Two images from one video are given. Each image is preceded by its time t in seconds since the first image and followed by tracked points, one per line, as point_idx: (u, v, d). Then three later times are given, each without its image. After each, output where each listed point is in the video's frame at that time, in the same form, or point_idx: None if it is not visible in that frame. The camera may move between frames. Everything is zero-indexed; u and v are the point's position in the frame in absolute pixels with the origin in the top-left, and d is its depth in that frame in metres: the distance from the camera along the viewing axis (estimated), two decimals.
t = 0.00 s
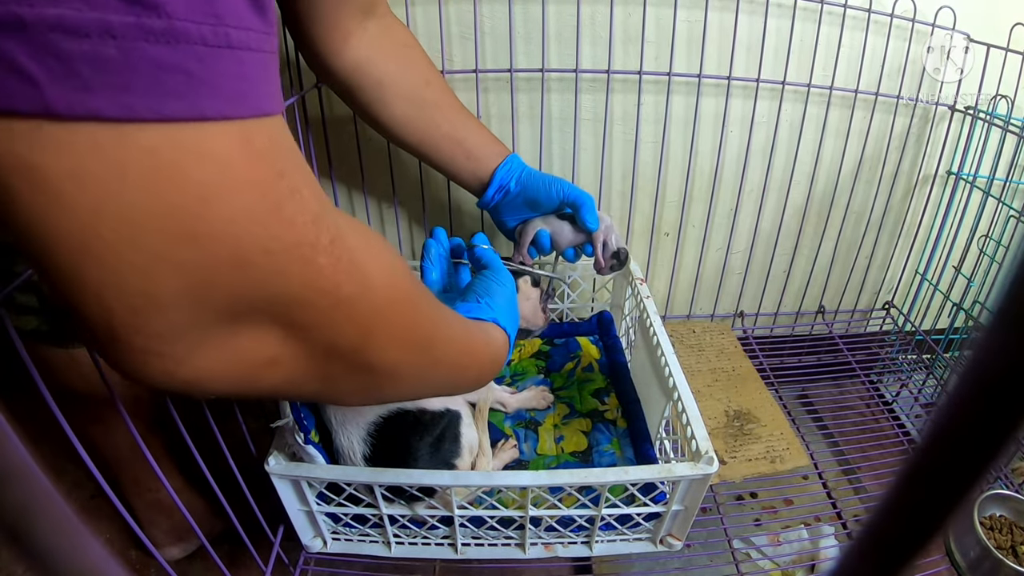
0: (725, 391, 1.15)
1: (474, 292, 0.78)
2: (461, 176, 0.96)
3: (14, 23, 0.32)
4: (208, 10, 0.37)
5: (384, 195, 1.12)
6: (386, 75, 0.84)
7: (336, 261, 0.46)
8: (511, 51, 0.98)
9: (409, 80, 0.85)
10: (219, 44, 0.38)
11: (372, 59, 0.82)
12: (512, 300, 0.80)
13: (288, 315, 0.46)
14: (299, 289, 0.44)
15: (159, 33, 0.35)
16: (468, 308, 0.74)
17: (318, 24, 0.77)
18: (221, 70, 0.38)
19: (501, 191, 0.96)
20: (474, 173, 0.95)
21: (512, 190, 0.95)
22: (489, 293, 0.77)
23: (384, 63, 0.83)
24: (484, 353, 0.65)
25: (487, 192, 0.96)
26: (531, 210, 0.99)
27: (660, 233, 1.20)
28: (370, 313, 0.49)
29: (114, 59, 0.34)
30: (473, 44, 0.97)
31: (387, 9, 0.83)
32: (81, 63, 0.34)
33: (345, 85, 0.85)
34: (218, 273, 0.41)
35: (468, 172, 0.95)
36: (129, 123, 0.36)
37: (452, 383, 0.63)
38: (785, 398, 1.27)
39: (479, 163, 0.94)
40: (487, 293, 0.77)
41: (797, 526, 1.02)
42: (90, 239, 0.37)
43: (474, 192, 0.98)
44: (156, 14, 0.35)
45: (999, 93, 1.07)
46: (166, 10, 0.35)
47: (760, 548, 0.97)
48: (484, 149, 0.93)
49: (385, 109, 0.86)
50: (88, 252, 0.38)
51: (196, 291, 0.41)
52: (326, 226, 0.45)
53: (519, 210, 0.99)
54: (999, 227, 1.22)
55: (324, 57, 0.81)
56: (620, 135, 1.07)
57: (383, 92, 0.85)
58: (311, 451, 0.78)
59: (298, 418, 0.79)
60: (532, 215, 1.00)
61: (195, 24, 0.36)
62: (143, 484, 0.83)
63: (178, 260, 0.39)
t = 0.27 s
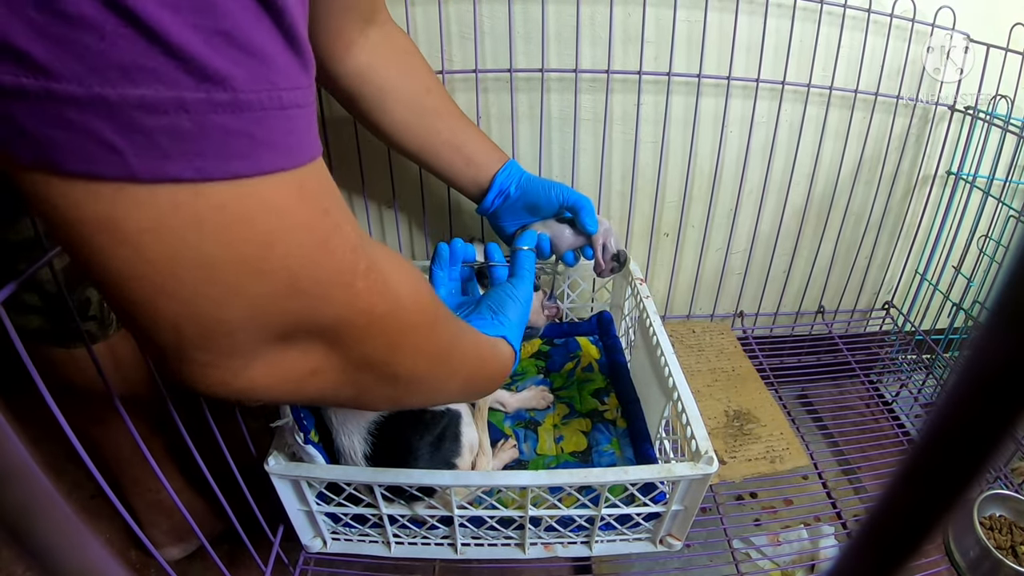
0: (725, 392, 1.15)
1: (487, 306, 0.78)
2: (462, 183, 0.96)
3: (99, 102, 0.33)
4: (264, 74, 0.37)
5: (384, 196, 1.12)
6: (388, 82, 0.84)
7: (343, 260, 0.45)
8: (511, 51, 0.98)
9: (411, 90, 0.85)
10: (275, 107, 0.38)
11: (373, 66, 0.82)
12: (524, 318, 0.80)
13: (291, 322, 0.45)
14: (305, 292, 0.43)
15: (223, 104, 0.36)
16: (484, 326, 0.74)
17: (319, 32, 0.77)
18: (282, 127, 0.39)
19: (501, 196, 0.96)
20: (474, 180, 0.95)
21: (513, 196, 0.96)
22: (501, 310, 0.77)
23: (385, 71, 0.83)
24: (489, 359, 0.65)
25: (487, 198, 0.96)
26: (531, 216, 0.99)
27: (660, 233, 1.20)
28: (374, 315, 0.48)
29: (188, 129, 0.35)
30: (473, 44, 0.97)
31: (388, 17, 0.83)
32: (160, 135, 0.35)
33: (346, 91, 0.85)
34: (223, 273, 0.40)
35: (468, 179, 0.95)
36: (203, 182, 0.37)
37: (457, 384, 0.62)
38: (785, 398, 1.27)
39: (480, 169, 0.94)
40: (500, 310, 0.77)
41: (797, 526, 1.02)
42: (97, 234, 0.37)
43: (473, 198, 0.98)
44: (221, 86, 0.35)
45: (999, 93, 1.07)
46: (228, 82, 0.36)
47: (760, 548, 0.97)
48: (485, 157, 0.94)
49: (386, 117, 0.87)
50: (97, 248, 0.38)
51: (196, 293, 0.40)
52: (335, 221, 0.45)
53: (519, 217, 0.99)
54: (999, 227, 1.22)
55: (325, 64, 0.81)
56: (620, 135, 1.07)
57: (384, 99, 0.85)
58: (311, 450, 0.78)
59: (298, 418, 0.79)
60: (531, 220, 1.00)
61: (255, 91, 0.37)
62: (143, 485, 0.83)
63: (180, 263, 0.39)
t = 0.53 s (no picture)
0: (725, 392, 1.15)
1: (488, 313, 0.78)
2: (460, 186, 0.96)
3: (134, 138, 0.34)
4: (283, 107, 0.38)
5: (384, 197, 1.11)
6: (385, 86, 0.84)
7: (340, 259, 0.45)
8: (510, 51, 0.98)
9: (409, 95, 0.85)
10: (292, 136, 0.39)
11: (372, 70, 0.82)
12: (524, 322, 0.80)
13: (289, 324, 0.45)
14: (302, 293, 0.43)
15: (246, 136, 0.37)
16: (483, 331, 0.74)
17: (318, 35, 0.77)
18: (300, 154, 0.40)
19: (500, 200, 0.96)
20: (472, 184, 0.95)
21: (512, 199, 0.96)
22: (500, 317, 0.77)
23: (383, 75, 0.83)
24: (488, 362, 0.66)
25: (485, 203, 0.96)
26: (529, 218, 0.99)
27: (660, 233, 1.20)
28: (373, 316, 0.48)
29: (215, 161, 0.36)
30: (472, 44, 0.97)
31: (387, 22, 0.83)
32: (190, 166, 0.36)
33: (344, 95, 0.85)
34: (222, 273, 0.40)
35: (466, 182, 0.95)
36: (228, 208, 0.38)
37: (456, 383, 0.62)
38: (785, 398, 1.27)
39: (479, 172, 0.94)
40: (499, 316, 0.77)
41: (797, 526, 1.02)
42: (102, 233, 0.38)
43: (472, 202, 0.98)
44: (245, 121, 0.36)
45: (999, 93, 1.07)
46: (251, 117, 0.37)
47: (760, 548, 0.97)
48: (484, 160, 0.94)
49: (385, 121, 0.87)
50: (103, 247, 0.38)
51: (196, 294, 0.40)
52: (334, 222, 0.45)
53: (518, 220, 1.00)
54: (999, 227, 1.22)
55: (324, 69, 0.81)
56: (620, 135, 1.07)
57: (383, 103, 0.85)
58: (311, 450, 0.78)
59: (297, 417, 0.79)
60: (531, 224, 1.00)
61: (275, 123, 0.38)
62: (144, 484, 0.83)
63: (181, 264, 0.39)
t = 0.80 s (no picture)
0: (724, 391, 1.15)
1: (489, 317, 0.78)
2: (460, 188, 0.96)
3: (153, 160, 0.34)
4: (294, 125, 0.38)
5: (384, 197, 1.11)
6: (384, 89, 0.84)
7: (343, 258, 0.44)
8: (511, 51, 0.98)
9: (408, 98, 0.86)
10: (302, 152, 0.39)
11: (371, 72, 0.82)
12: (527, 325, 0.80)
13: (287, 326, 0.44)
14: (300, 297, 0.42)
15: (257, 153, 0.36)
16: (484, 334, 0.74)
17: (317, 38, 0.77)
18: (311, 170, 0.40)
19: (498, 203, 0.96)
20: (471, 186, 0.95)
21: (512, 202, 0.96)
22: (501, 321, 0.77)
23: (382, 78, 0.83)
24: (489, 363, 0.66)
25: (484, 207, 0.96)
26: (529, 221, 1.00)
27: (660, 232, 1.20)
28: (381, 320, 0.48)
29: (230, 179, 0.36)
30: (472, 44, 0.97)
31: (385, 25, 0.83)
32: (207, 185, 0.36)
33: (343, 98, 0.85)
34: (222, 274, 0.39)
35: (465, 184, 0.95)
36: (242, 222, 0.38)
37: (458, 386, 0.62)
38: (785, 398, 1.28)
39: (478, 173, 0.94)
40: (500, 320, 0.77)
41: (797, 526, 1.02)
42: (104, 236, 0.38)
43: (472, 205, 0.98)
44: (258, 140, 0.36)
45: (999, 93, 1.07)
46: (262, 136, 0.37)
47: (760, 548, 0.97)
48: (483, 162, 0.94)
49: (384, 124, 0.86)
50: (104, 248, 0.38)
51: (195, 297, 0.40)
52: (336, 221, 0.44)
53: (517, 223, 1.00)
54: (999, 227, 1.22)
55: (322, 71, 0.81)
56: (620, 135, 1.07)
57: (382, 106, 0.85)
58: (311, 450, 0.78)
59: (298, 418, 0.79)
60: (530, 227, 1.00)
61: (287, 141, 0.38)
62: (144, 484, 0.83)
63: (181, 264, 0.38)
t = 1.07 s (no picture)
0: (725, 391, 1.15)
1: (489, 325, 0.78)
2: (459, 194, 0.96)
3: (151, 177, 0.34)
4: (291, 140, 0.38)
5: (384, 199, 1.10)
6: (382, 93, 0.84)
7: (341, 270, 0.44)
8: (511, 51, 0.98)
9: (407, 102, 0.86)
10: (299, 166, 0.39)
11: (370, 76, 0.82)
12: (528, 333, 0.80)
13: (283, 337, 0.44)
14: (298, 310, 0.42)
15: (255, 169, 0.37)
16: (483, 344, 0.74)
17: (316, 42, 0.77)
18: (308, 184, 0.40)
19: (498, 211, 0.97)
20: (470, 194, 0.96)
21: (510, 210, 0.97)
22: (501, 328, 0.77)
23: (381, 81, 0.83)
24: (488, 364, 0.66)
25: (483, 215, 0.97)
26: (528, 229, 1.00)
27: (660, 232, 1.20)
28: (378, 334, 0.48)
29: (228, 195, 0.36)
30: (472, 44, 0.97)
31: (384, 30, 0.83)
32: (205, 200, 0.36)
33: (341, 103, 0.85)
34: (218, 284, 0.39)
35: (463, 192, 0.95)
36: (240, 236, 0.38)
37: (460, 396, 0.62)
38: (785, 398, 1.28)
39: (477, 180, 0.94)
40: (500, 327, 0.77)
41: (797, 526, 1.02)
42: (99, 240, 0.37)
43: (471, 213, 0.98)
44: (256, 155, 0.36)
45: (999, 93, 1.07)
46: (261, 152, 0.37)
47: (760, 548, 0.97)
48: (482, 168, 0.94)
49: (383, 130, 0.86)
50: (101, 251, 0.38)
51: (192, 303, 0.40)
52: (334, 231, 0.44)
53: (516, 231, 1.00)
54: (999, 227, 1.22)
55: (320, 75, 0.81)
56: (620, 135, 1.07)
57: (381, 110, 0.85)
58: (311, 450, 0.78)
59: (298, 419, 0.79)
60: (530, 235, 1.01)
61: (284, 156, 0.38)
62: (144, 484, 0.83)
63: (180, 271, 0.38)
